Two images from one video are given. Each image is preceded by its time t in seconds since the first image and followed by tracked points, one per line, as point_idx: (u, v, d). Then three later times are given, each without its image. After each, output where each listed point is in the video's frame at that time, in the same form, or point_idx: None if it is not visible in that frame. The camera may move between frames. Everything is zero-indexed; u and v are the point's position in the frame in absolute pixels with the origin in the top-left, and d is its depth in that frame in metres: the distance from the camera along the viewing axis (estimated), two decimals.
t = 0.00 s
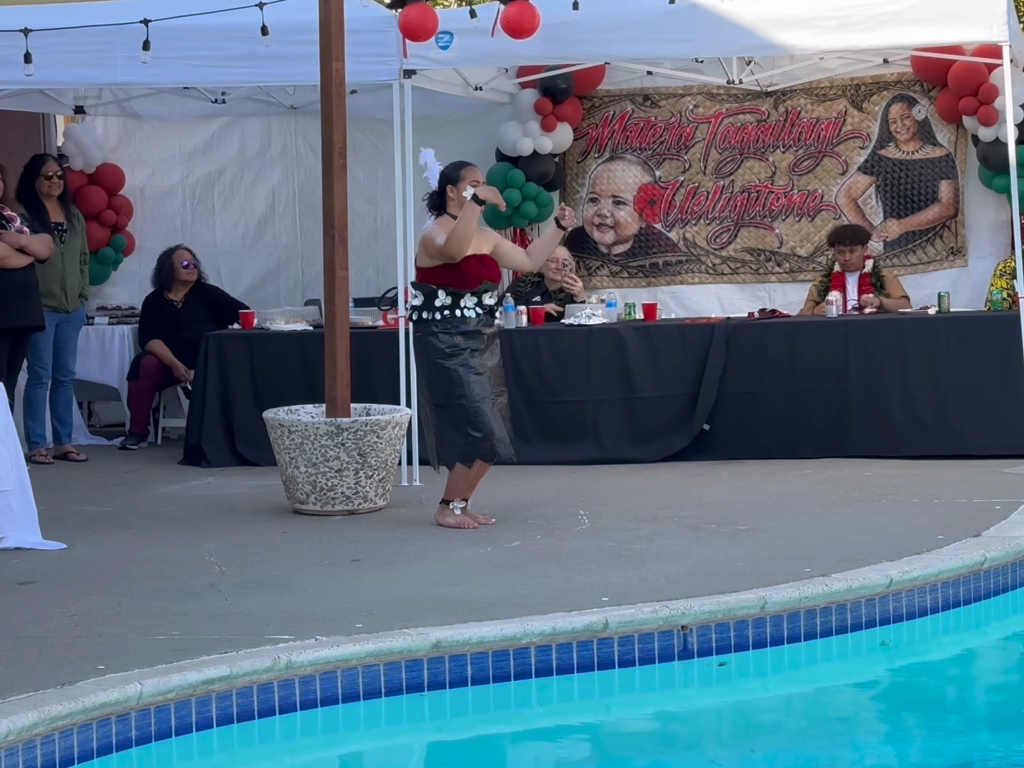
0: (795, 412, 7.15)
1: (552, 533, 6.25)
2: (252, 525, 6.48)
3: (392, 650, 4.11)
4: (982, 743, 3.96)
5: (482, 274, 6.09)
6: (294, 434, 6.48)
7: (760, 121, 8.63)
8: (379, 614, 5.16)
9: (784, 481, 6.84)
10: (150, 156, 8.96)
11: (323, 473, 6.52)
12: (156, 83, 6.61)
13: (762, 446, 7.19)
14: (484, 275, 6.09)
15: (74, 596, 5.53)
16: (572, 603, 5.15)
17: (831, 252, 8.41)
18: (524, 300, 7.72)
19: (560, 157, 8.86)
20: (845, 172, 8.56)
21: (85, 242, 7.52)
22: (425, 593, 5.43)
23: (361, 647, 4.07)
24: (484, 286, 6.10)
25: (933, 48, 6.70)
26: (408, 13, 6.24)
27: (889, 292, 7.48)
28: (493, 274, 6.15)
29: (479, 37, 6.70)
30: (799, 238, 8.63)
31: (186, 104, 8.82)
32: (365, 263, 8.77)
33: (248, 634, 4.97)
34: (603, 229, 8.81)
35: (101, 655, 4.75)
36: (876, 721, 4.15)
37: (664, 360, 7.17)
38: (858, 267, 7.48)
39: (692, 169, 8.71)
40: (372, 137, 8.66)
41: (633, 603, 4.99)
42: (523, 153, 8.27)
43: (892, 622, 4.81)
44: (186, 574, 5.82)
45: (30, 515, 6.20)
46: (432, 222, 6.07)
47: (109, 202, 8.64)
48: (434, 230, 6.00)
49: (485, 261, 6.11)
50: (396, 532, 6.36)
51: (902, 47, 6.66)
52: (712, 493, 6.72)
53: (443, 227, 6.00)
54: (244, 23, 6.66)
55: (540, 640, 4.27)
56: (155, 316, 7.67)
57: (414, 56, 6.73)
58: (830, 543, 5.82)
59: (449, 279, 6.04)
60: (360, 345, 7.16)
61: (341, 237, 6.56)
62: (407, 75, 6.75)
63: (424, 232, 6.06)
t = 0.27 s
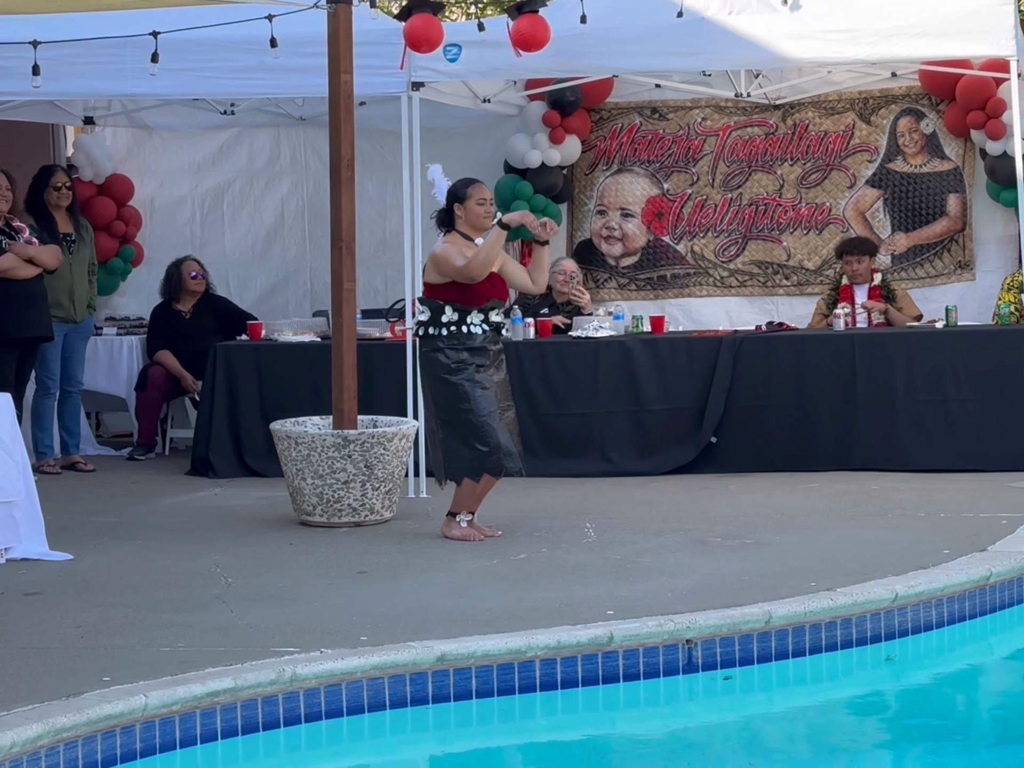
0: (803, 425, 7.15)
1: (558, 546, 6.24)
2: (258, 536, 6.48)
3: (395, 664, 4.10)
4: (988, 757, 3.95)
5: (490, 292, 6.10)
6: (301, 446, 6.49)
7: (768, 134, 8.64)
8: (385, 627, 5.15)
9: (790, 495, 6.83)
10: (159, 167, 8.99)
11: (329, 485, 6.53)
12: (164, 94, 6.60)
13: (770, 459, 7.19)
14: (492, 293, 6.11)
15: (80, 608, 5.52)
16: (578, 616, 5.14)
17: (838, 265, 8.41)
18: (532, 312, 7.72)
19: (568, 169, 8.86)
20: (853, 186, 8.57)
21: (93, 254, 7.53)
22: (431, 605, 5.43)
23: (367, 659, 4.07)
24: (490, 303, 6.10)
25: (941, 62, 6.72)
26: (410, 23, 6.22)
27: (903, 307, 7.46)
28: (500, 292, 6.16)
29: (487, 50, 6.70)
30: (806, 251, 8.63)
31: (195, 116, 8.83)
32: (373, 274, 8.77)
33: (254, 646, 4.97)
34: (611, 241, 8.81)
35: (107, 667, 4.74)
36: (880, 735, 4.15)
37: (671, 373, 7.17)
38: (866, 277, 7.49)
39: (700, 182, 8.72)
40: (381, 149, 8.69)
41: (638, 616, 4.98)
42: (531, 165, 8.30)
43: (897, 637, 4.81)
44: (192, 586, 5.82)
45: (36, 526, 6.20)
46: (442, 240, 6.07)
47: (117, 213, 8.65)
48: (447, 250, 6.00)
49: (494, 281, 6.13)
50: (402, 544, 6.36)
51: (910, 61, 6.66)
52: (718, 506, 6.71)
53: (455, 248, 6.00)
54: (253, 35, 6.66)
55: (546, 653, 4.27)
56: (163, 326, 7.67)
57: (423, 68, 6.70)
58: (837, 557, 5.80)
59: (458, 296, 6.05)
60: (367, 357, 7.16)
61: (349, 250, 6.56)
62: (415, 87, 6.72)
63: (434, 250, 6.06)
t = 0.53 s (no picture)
0: (811, 439, 7.15)
1: (566, 559, 6.23)
2: (265, 548, 6.48)
3: (402, 676, 4.09)
4: None
5: (499, 307, 6.10)
6: (309, 458, 6.49)
7: (778, 148, 8.66)
8: (394, 640, 5.14)
9: (798, 509, 6.81)
10: (170, 178, 9.01)
11: (338, 497, 6.53)
12: (175, 106, 6.61)
13: (778, 472, 7.19)
14: (500, 306, 6.10)
15: (88, 619, 5.52)
16: (586, 629, 5.13)
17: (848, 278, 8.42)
18: (541, 324, 7.73)
19: (577, 182, 8.87)
20: (863, 199, 8.58)
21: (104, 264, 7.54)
22: (439, 618, 5.42)
23: (374, 672, 4.06)
24: (499, 317, 6.10)
25: (950, 76, 6.72)
26: (428, 38, 6.26)
27: (911, 321, 7.47)
28: (509, 306, 6.16)
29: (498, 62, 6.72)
30: (816, 265, 8.64)
31: (206, 127, 8.85)
32: (383, 286, 8.78)
33: (261, 658, 4.96)
34: (621, 254, 8.82)
35: (114, 678, 4.74)
36: (890, 751, 4.11)
37: (680, 386, 7.16)
38: (875, 290, 7.48)
39: (709, 195, 8.73)
40: (392, 161, 8.68)
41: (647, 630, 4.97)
42: (540, 178, 8.28)
43: (905, 651, 4.78)
44: (200, 597, 5.81)
45: (45, 537, 6.20)
46: (451, 256, 6.08)
47: (128, 224, 8.67)
48: (456, 268, 6.00)
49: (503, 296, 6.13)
50: (410, 556, 6.35)
51: (919, 75, 6.66)
52: (726, 519, 6.70)
53: (465, 265, 6.00)
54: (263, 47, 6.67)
55: (553, 666, 4.26)
56: (173, 338, 7.67)
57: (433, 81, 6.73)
58: (845, 571, 5.79)
59: (467, 310, 6.05)
60: (376, 369, 7.17)
61: (358, 263, 6.57)
62: (425, 99, 6.75)
63: (444, 266, 6.06)
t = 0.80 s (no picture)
0: (825, 450, 7.13)
1: (578, 569, 6.22)
2: (277, 558, 6.47)
3: (415, 686, 4.08)
4: None
5: (513, 317, 6.09)
6: (322, 468, 6.48)
7: (791, 158, 8.66)
8: (408, 649, 5.13)
9: (810, 520, 6.80)
10: (184, 187, 9.01)
11: (350, 507, 6.52)
12: (190, 115, 6.63)
13: (792, 482, 7.18)
14: (514, 318, 6.09)
15: (101, 628, 5.51)
16: (599, 639, 5.12)
17: (861, 289, 8.42)
18: (554, 334, 7.75)
19: (590, 191, 8.87)
20: (876, 210, 8.58)
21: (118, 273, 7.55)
22: (453, 628, 5.41)
23: (387, 682, 4.05)
24: (512, 327, 6.10)
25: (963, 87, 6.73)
26: (433, 51, 6.28)
27: (924, 333, 7.47)
28: (522, 316, 6.15)
29: (513, 73, 6.75)
30: (829, 276, 8.64)
31: (220, 137, 8.87)
32: (397, 296, 8.80)
33: (275, 667, 4.95)
34: (634, 264, 8.83)
35: (128, 687, 4.73)
36: (905, 762, 4.09)
37: (693, 396, 7.15)
38: (891, 306, 7.46)
39: (722, 206, 8.73)
40: (405, 170, 8.71)
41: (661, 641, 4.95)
42: (554, 187, 8.30)
43: (917, 663, 4.77)
44: (213, 606, 5.81)
45: (58, 545, 6.20)
46: (465, 267, 6.07)
47: (141, 233, 8.69)
48: (470, 280, 5.98)
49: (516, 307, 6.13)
50: (422, 566, 6.34)
51: (932, 87, 6.66)
52: (738, 530, 6.68)
53: (478, 277, 5.98)
54: (279, 57, 6.69)
55: (566, 677, 4.25)
56: (186, 346, 7.69)
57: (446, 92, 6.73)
58: (859, 583, 5.77)
59: (479, 320, 6.05)
60: (388, 378, 7.16)
61: (372, 273, 6.59)
62: (438, 110, 6.73)
63: (457, 278, 6.04)
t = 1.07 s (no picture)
0: (836, 456, 7.13)
1: (588, 574, 6.22)
2: (288, 561, 6.48)
3: (426, 691, 4.07)
4: None
5: (524, 321, 6.09)
6: (334, 472, 6.48)
7: (803, 163, 8.65)
8: (420, 654, 5.13)
9: (820, 525, 6.80)
10: (196, 192, 9.05)
11: (362, 511, 6.53)
12: (204, 119, 6.64)
13: (803, 488, 7.18)
14: (525, 322, 6.10)
15: (112, 631, 5.52)
16: (610, 645, 5.12)
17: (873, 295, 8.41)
18: (566, 340, 7.77)
19: (601, 196, 8.88)
20: (888, 215, 8.57)
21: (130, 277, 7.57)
22: (464, 633, 5.41)
23: (398, 686, 4.04)
24: (523, 332, 6.10)
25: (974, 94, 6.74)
26: (445, 55, 6.29)
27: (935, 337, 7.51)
28: (533, 321, 6.15)
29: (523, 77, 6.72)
30: (841, 282, 8.64)
31: (232, 141, 8.89)
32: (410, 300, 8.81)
33: (286, 672, 4.95)
34: (645, 270, 8.83)
35: (140, 690, 4.73)
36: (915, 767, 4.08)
37: (704, 402, 7.14)
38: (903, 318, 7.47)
39: (734, 211, 8.72)
40: (418, 175, 8.76)
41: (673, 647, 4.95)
42: (566, 191, 8.28)
43: (928, 669, 4.76)
44: (225, 610, 5.81)
45: (70, 548, 6.20)
46: (476, 273, 6.07)
47: (153, 237, 8.70)
48: (481, 285, 5.98)
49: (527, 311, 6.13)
50: (433, 570, 6.34)
51: (943, 93, 6.66)
52: (749, 535, 6.68)
53: (490, 282, 5.98)
54: (291, 62, 6.70)
55: (576, 682, 4.25)
56: (198, 350, 7.70)
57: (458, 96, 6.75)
58: (870, 589, 5.76)
59: (491, 325, 6.04)
60: (400, 383, 7.16)
61: (383, 278, 6.59)
62: (450, 114, 6.76)
63: (469, 283, 6.04)
